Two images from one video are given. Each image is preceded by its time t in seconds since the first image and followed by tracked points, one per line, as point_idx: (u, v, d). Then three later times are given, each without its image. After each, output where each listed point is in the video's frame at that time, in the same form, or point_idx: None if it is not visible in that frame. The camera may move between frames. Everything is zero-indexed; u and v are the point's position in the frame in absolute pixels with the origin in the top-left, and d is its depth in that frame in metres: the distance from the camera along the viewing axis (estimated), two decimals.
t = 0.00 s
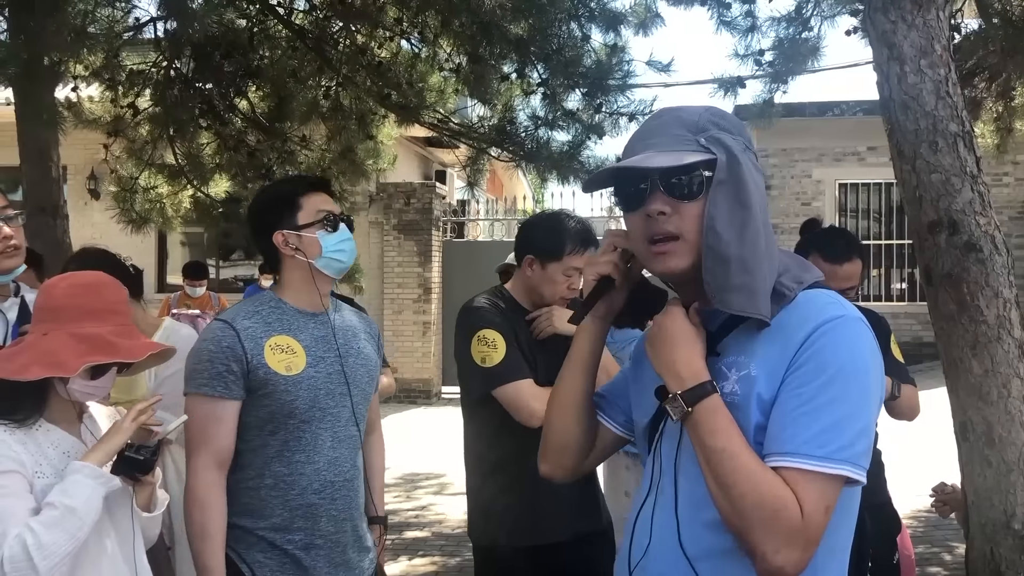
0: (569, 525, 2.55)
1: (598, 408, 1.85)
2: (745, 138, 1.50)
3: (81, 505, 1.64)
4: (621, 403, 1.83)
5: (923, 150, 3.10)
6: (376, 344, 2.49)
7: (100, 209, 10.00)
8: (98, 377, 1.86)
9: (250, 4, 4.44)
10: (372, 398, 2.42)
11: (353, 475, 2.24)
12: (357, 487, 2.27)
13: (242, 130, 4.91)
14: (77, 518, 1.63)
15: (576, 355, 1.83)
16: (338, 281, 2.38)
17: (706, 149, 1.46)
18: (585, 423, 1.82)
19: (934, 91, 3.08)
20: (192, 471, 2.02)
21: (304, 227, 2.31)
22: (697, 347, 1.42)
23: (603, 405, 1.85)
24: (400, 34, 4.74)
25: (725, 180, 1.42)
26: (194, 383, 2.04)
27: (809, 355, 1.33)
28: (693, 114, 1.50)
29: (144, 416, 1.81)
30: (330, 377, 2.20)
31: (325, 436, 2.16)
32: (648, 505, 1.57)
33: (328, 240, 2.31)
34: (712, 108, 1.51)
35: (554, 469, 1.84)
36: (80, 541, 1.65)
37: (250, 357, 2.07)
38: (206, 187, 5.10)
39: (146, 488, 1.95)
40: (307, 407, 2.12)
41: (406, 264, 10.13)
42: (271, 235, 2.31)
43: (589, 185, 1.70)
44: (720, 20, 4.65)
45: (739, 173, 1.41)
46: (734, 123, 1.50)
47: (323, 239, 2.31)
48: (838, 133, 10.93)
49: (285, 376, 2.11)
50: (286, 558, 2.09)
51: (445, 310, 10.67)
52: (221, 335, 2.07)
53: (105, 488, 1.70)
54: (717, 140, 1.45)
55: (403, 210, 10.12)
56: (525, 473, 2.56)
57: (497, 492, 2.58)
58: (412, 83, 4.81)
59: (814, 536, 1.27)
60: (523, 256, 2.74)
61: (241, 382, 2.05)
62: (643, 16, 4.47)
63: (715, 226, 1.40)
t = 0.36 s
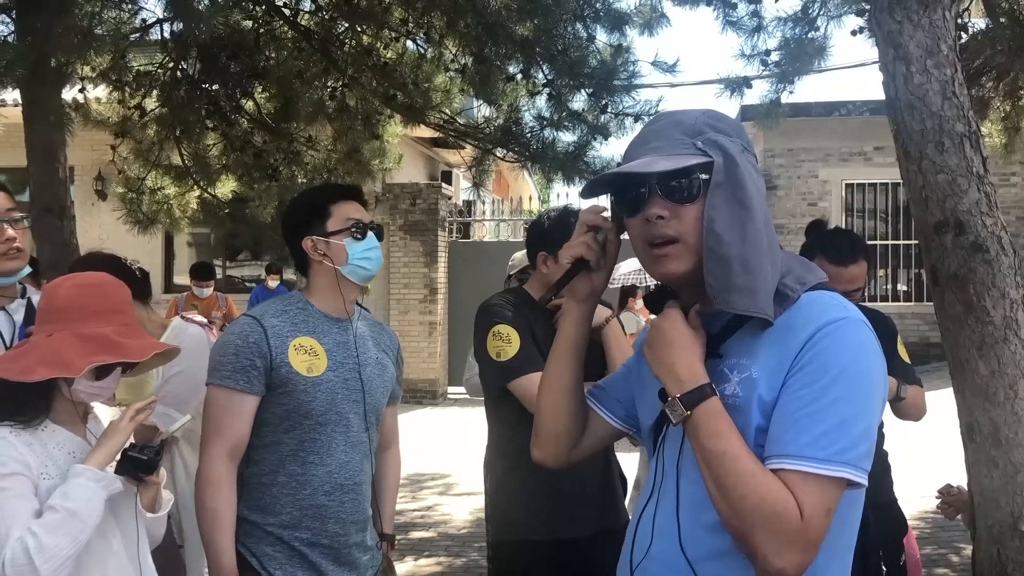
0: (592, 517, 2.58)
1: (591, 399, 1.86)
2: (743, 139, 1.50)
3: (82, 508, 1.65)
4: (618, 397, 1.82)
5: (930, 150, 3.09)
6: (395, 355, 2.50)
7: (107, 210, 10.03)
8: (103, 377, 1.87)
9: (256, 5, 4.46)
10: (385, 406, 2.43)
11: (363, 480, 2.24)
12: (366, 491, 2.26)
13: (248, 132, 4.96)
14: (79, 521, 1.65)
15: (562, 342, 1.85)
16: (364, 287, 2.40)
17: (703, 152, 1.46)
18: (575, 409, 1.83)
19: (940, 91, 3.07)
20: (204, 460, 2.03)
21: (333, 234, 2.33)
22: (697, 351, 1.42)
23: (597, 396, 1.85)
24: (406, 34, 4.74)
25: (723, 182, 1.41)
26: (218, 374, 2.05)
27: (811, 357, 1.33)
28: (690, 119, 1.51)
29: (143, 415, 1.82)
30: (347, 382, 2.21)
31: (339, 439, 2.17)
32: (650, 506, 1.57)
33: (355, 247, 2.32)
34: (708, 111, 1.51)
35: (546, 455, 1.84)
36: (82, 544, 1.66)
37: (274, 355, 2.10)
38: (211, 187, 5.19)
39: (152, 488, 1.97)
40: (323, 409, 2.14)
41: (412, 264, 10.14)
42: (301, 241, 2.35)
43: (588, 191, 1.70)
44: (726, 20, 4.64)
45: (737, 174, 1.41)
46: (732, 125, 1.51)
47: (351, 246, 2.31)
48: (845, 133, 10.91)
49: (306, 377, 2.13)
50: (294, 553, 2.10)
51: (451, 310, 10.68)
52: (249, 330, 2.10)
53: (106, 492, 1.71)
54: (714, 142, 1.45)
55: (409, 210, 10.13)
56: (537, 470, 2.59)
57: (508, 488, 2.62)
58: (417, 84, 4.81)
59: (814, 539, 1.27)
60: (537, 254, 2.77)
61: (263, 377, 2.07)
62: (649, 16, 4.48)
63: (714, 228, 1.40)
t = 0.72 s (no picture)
0: (601, 519, 2.57)
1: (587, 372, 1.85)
2: (755, 136, 1.49)
3: (85, 509, 1.66)
4: (616, 371, 1.82)
5: (937, 149, 3.07)
6: (397, 353, 2.50)
7: (114, 210, 10.07)
8: (105, 376, 1.88)
9: (262, 6, 4.47)
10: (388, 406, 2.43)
11: (370, 479, 2.25)
12: (375, 491, 2.26)
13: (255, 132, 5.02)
14: (82, 522, 1.65)
15: (558, 303, 1.80)
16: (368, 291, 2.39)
17: (714, 149, 1.46)
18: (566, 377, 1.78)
19: (948, 90, 3.06)
20: (210, 462, 2.04)
21: (335, 235, 2.34)
22: (699, 346, 1.42)
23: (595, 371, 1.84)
24: (412, 34, 4.77)
25: (735, 179, 1.41)
26: (221, 374, 2.06)
27: (817, 353, 1.33)
28: (701, 116, 1.51)
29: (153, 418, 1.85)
30: (351, 380, 2.22)
31: (347, 439, 2.17)
32: (655, 506, 1.57)
33: (355, 250, 2.32)
34: (720, 108, 1.51)
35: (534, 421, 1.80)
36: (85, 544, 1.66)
37: (277, 353, 2.10)
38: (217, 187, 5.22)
39: (156, 486, 1.97)
40: (329, 409, 2.14)
41: (417, 264, 10.15)
42: (303, 242, 2.37)
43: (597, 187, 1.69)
44: (732, 19, 4.63)
45: (749, 170, 1.40)
46: (742, 121, 1.50)
47: (350, 249, 2.32)
48: (851, 133, 10.88)
49: (310, 375, 2.13)
50: (305, 558, 2.10)
51: (456, 310, 10.69)
52: (252, 329, 2.11)
53: (110, 491, 1.71)
54: (724, 139, 1.45)
55: (415, 210, 10.14)
56: (549, 464, 2.60)
57: (516, 481, 2.65)
58: (423, 84, 4.84)
59: (818, 535, 1.26)
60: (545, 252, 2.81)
61: (265, 376, 2.07)
62: (655, 16, 4.47)
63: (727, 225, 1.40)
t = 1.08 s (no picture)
0: (605, 519, 2.56)
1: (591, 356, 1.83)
2: (760, 135, 1.49)
3: (84, 510, 1.66)
4: (619, 355, 1.81)
5: (943, 148, 3.06)
6: (400, 352, 2.50)
7: (120, 211, 10.10)
8: (107, 376, 1.88)
9: (268, 6, 4.48)
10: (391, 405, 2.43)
11: (374, 479, 2.25)
12: (379, 490, 2.27)
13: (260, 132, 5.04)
14: (80, 523, 1.65)
15: (558, 276, 1.78)
16: (361, 289, 2.37)
17: (722, 147, 1.45)
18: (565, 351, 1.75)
19: (954, 88, 3.04)
20: (211, 467, 2.06)
21: (319, 236, 2.35)
22: (704, 345, 1.41)
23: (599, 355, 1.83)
24: (417, 34, 4.76)
25: (750, 178, 1.40)
26: (217, 378, 2.08)
27: (827, 355, 1.32)
28: (706, 115, 1.50)
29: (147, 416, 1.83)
30: (353, 380, 2.22)
31: (348, 439, 2.17)
32: (659, 507, 1.56)
33: (337, 251, 2.31)
34: (724, 107, 1.51)
35: (532, 398, 1.77)
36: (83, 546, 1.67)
37: (272, 356, 2.11)
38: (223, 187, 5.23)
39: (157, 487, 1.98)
40: (329, 410, 2.14)
41: (423, 265, 10.15)
42: (294, 242, 2.41)
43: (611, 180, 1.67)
44: (737, 18, 4.62)
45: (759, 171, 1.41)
46: (748, 119, 1.50)
47: (332, 249, 2.31)
48: (858, 132, 10.84)
49: (306, 377, 2.13)
50: (307, 559, 2.10)
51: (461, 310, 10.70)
52: (246, 333, 2.11)
53: (108, 493, 1.72)
54: (732, 138, 1.44)
55: (420, 210, 10.14)
56: (554, 462, 2.62)
57: (521, 472, 2.70)
58: (428, 83, 4.82)
59: (823, 537, 1.26)
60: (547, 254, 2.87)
61: (262, 379, 2.09)
62: (660, 15, 4.46)
63: (754, 222, 1.37)
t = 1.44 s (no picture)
0: (607, 519, 2.55)
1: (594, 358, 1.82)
2: (768, 131, 1.47)
3: (86, 511, 1.67)
4: (622, 357, 1.80)
5: (950, 146, 3.05)
6: (407, 351, 2.50)
7: (127, 210, 10.13)
8: (111, 375, 1.88)
9: (273, 6, 4.48)
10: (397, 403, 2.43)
11: (379, 478, 2.25)
12: (383, 489, 2.27)
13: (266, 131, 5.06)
14: (82, 525, 1.66)
15: (559, 275, 1.79)
16: (365, 289, 2.36)
17: (722, 141, 1.44)
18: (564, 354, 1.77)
19: (961, 86, 3.03)
20: (216, 465, 2.07)
21: (320, 236, 2.35)
22: (698, 342, 1.41)
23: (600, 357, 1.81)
24: (422, 34, 4.76)
25: (741, 174, 1.39)
26: (223, 377, 2.08)
27: (828, 354, 1.32)
28: (715, 108, 1.49)
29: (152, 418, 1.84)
30: (357, 379, 2.22)
31: (351, 438, 2.17)
32: (661, 507, 1.56)
33: (338, 250, 2.30)
34: (735, 100, 1.49)
35: (533, 400, 1.77)
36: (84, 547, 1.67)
37: (276, 355, 2.11)
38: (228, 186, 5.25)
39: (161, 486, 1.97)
40: (333, 409, 2.14)
41: (428, 264, 10.16)
42: (298, 241, 2.41)
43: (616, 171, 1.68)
44: (743, 17, 4.61)
45: (752, 168, 1.39)
46: (757, 114, 1.48)
47: (334, 249, 2.30)
48: (864, 132, 10.80)
49: (311, 376, 2.13)
50: (310, 557, 2.10)
51: (467, 309, 10.70)
52: (251, 332, 2.12)
53: (110, 495, 1.72)
54: (734, 132, 1.43)
55: (426, 210, 10.15)
56: (556, 461, 2.62)
57: (524, 472, 2.70)
58: (434, 83, 4.81)
59: (821, 536, 1.25)
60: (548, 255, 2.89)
61: (267, 378, 2.09)
62: (665, 14, 4.45)
63: (735, 220, 1.37)
